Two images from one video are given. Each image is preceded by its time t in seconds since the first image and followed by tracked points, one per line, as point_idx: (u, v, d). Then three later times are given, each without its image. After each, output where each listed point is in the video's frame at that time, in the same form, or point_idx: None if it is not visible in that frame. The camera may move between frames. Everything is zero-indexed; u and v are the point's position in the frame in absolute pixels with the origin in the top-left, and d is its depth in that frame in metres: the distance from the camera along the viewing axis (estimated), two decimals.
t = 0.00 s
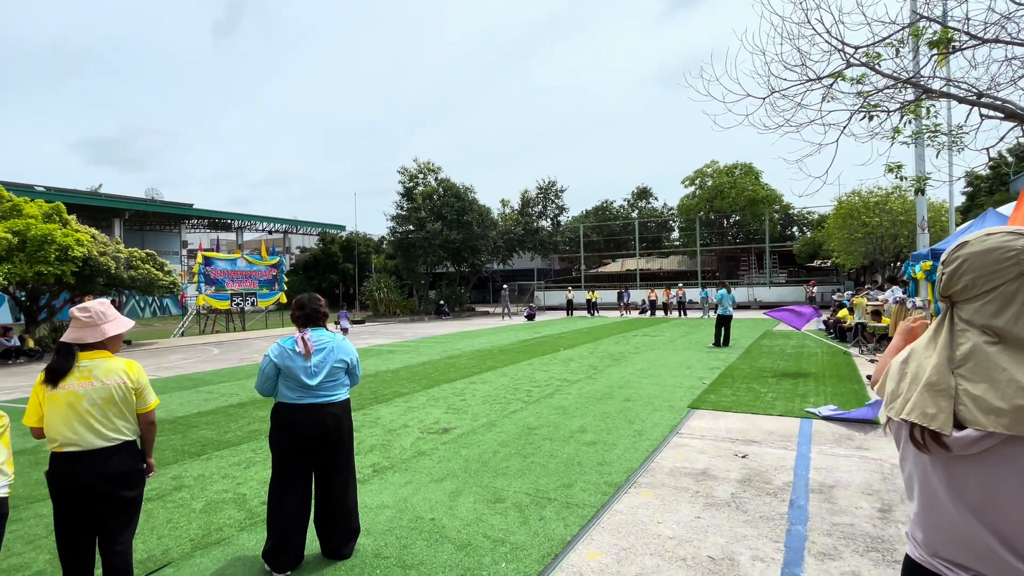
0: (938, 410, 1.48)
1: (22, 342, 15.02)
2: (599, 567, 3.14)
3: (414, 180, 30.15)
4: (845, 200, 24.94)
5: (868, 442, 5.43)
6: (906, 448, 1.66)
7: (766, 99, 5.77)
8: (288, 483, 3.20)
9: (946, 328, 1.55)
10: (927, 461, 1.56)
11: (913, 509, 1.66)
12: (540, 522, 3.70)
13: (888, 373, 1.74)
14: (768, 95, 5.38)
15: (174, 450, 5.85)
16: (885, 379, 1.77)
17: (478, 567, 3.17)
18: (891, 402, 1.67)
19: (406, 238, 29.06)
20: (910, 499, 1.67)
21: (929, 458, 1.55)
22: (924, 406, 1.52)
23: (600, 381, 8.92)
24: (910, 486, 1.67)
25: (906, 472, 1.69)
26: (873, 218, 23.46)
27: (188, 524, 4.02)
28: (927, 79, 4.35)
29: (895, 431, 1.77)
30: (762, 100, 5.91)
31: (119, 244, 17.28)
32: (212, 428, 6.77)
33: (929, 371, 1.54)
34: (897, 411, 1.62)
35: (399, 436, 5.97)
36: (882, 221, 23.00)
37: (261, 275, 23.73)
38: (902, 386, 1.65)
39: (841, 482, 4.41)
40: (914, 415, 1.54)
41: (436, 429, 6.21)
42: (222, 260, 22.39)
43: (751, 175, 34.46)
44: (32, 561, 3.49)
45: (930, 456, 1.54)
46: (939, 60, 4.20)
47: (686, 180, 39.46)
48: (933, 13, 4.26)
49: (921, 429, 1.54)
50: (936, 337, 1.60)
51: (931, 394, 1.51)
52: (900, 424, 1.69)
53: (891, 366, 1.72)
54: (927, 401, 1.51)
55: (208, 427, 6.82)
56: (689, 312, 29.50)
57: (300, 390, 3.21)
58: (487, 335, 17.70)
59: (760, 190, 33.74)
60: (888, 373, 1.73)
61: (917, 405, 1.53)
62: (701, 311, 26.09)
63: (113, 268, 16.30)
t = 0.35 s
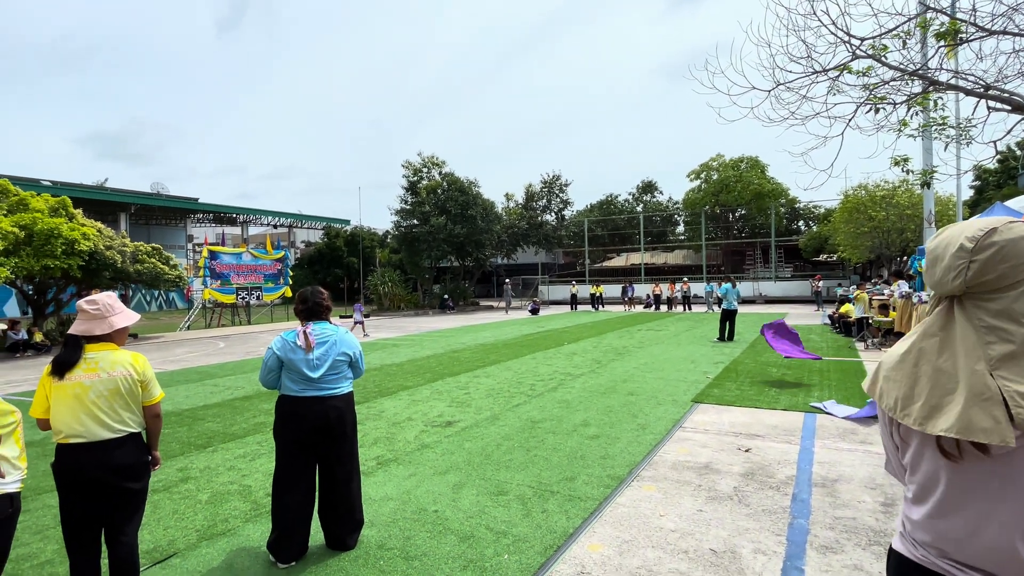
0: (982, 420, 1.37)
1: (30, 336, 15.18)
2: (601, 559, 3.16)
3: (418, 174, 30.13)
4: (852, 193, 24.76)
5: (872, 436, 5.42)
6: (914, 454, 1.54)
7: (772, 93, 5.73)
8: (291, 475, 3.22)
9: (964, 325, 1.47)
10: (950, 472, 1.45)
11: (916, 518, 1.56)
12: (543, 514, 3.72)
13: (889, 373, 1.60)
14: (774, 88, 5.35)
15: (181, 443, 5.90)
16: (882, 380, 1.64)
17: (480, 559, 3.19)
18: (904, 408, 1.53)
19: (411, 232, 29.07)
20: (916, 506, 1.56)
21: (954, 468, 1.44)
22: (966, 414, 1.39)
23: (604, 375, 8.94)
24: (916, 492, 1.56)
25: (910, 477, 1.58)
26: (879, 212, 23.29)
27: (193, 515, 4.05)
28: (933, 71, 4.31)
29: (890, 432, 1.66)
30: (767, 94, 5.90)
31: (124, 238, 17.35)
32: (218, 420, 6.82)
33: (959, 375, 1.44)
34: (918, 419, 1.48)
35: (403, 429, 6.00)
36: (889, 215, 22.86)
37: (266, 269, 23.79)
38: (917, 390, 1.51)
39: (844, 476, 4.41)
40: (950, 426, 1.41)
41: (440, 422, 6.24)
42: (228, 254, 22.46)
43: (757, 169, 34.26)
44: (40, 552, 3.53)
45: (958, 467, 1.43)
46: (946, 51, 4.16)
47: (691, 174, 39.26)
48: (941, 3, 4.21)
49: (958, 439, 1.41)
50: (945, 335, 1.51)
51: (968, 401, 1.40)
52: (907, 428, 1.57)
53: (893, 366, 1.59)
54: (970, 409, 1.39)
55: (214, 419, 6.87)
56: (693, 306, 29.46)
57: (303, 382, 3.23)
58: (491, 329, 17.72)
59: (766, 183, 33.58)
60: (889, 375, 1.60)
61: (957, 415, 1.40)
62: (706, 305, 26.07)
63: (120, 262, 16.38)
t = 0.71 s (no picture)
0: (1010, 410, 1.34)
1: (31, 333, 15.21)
2: (600, 553, 3.16)
3: (418, 169, 30.06)
4: (853, 188, 24.70)
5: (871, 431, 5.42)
6: (926, 455, 1.50)
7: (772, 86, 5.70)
8: (290, 470, 3.22)
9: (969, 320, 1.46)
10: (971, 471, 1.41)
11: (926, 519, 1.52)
12: (542, 509, 3.72)
13: (894, 373, 1.55)
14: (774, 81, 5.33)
15: (180, 438, 5.89)
16: (884, 381, 1.59)
17: (480, 553, 3.19)
18: (916, 407, 1.48)
19: (410, 228, 29.04)
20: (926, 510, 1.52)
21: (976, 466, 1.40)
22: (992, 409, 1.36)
23: (603, 370, 8.94)
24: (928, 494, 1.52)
25: (917, 479, 1.54)
26: (880, 206, 23.25)
27: (193, 510, 4.06)
28: (935, 63, 4.29)
29: (890, 433, 1.62)
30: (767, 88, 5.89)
31: (124, 235, 17.33)
32: (218, 416, 6.82)
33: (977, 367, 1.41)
34: (936, 417, 1.44)
35: (402, 424, 6.00)
36: (890, 210, 22.79)
37: (266, 265, 23.77)
38: (931, 387, 1.47)
39: (843, 471, 4.41)
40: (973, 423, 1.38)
41: (440, 418, 6.24)
42: (227, 251, 22.43)
43: (758, 164, 34.17)
44: (40, 547, 3.54)
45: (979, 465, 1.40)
46: (948, 42, 4.14)
47: (691, 169, 39.18)
48: None
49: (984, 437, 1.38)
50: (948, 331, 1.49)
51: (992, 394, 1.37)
52: (913, 428, 1.53)
53: (899, 365, 1.54)
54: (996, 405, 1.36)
55: (214, 415, 6.88)
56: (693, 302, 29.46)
57: (301, 377, 3.23)
58: (491, 325, 17.72)
59: (766, 178, 33.49)
60: (894, 375, 1.55)
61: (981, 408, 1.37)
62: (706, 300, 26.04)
63: (119, 258, 16.36)
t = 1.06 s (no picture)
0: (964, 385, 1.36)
1: (26, 331, 15.15)
2: (597, 549, 3.16)
3: (415, 166, 29.97)
4: (849, 184, 24.75)
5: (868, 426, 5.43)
6: (896, 434, 1.53)
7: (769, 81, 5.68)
8: (285, 467, 3.21)
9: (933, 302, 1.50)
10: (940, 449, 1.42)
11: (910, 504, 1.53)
12: (539, 506, 3.72)
13: (869, 354, 1.60)
14: (771, 76, 5.31)
15: (177, 436, 5.87)
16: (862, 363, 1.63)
17: (477, 550, 3.19)
18: (883, 385, 1.53)
19: (408, 225, 29.01)
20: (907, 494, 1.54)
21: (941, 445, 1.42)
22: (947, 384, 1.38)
23: (601, 366, 8.95)
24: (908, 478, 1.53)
25: (896, 462, 1.57)
26: (876, 202, 23.29)
27: (190, 508, 4.05)
28: (932, 59, 4.28)
29: (873, 417, 1.65)
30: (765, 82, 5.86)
31: (119, 232, 17.25)
32: (215, 414, 6.80)
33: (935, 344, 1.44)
34: (897, 393, 1.48)
35: (400, 421, 6.00)
36: (886, 206, 22.83)
37: (262, 263, 23.71)
38: (897, 366, 1.51)
39: (840, 466, 4.42)
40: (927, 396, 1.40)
41: (437, 415, 6.24)
42: (224, 248, 22.33)
43: (755, 160, 34.19)
44: (35, 546, 3.52)
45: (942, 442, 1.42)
46: (944, 37, 4.13)
47: (688, 165, 39.19)
48: None
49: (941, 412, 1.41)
50: (916, 315, 1.53)
51: (946, 369, 1.40)
52: (886, 410, 1.57)
53: (873, 346, 1.59)
54: (949, 380, 1.38)
55: (210, 413, 6.86)
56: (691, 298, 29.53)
57: (297, 374, 3.22)
58: (489, 322, 17.71)
59: (763, 174, 33.54)
60: (869, 356, 1.60)
61: (933, 382, 1.40)
62: (703, 296, 26.10)
63: (115, 256, 16.29)
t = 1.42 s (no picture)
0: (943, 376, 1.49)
1: (18, 330, 15.04)
2: (593, 545, 3.17)
3: (410, 163, 29.84)
4: (844, 181, 24.80)
5: (861, 421, 5.46)
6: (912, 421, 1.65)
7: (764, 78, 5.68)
8: (281, 464, 3.21)
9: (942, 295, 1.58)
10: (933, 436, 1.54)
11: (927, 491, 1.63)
12: (535, 502, 3.73)
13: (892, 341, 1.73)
14: (765, 72, 5.31)
15: (171, 435, 5.85)
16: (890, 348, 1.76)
17: (474, 546, 3.20)
18: (892, 369, 1.67)
19: (403, 223, 28.92)
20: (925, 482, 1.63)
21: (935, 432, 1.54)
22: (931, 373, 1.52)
23: (597, 363, 8.97)
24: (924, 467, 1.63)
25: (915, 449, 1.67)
26: (870, 199, 23.36)
27: (185, 506, 4.04)
28: (925, 55, 4.30)
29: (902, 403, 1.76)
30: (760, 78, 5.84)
31: (112, 230, 17.12)
32: (210, 413, 6.78)
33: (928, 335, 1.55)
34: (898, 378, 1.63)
35: (396, 419, 5.99)
36: (880, 202, 22.89)
37: (257, 261, 23.60)
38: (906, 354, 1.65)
39: (834, 461, 4.44)
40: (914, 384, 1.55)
41: (433, 412, 6.23)
42: (218, 246, 22.22)
43: (750, 157, 34.21)
44: (29, 545, 3.50)
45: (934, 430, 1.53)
46: (937, 33, 4.14)
47: (684, 162, 39.20)
48: None
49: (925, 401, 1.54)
50: (930, 307, 1.61)
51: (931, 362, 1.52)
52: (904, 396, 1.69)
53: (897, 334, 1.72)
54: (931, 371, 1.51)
55: (205, 411, 6.83)
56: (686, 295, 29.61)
57: (291, 372, 3.21)
58: (485, 319, 17.70)
59: (758, 172, 33.58)
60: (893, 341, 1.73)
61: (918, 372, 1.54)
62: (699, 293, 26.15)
63: (108, 254, 16.17)
